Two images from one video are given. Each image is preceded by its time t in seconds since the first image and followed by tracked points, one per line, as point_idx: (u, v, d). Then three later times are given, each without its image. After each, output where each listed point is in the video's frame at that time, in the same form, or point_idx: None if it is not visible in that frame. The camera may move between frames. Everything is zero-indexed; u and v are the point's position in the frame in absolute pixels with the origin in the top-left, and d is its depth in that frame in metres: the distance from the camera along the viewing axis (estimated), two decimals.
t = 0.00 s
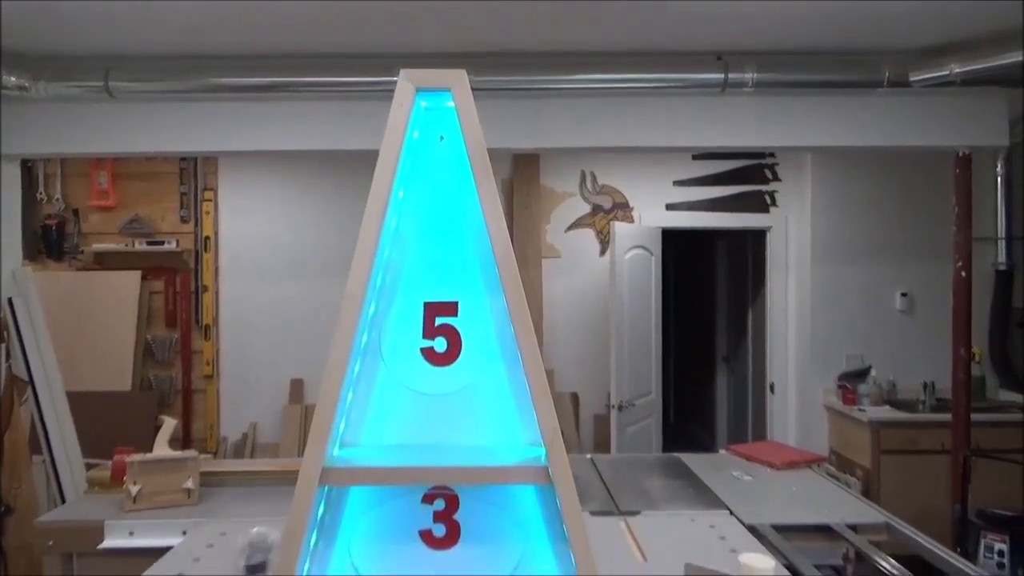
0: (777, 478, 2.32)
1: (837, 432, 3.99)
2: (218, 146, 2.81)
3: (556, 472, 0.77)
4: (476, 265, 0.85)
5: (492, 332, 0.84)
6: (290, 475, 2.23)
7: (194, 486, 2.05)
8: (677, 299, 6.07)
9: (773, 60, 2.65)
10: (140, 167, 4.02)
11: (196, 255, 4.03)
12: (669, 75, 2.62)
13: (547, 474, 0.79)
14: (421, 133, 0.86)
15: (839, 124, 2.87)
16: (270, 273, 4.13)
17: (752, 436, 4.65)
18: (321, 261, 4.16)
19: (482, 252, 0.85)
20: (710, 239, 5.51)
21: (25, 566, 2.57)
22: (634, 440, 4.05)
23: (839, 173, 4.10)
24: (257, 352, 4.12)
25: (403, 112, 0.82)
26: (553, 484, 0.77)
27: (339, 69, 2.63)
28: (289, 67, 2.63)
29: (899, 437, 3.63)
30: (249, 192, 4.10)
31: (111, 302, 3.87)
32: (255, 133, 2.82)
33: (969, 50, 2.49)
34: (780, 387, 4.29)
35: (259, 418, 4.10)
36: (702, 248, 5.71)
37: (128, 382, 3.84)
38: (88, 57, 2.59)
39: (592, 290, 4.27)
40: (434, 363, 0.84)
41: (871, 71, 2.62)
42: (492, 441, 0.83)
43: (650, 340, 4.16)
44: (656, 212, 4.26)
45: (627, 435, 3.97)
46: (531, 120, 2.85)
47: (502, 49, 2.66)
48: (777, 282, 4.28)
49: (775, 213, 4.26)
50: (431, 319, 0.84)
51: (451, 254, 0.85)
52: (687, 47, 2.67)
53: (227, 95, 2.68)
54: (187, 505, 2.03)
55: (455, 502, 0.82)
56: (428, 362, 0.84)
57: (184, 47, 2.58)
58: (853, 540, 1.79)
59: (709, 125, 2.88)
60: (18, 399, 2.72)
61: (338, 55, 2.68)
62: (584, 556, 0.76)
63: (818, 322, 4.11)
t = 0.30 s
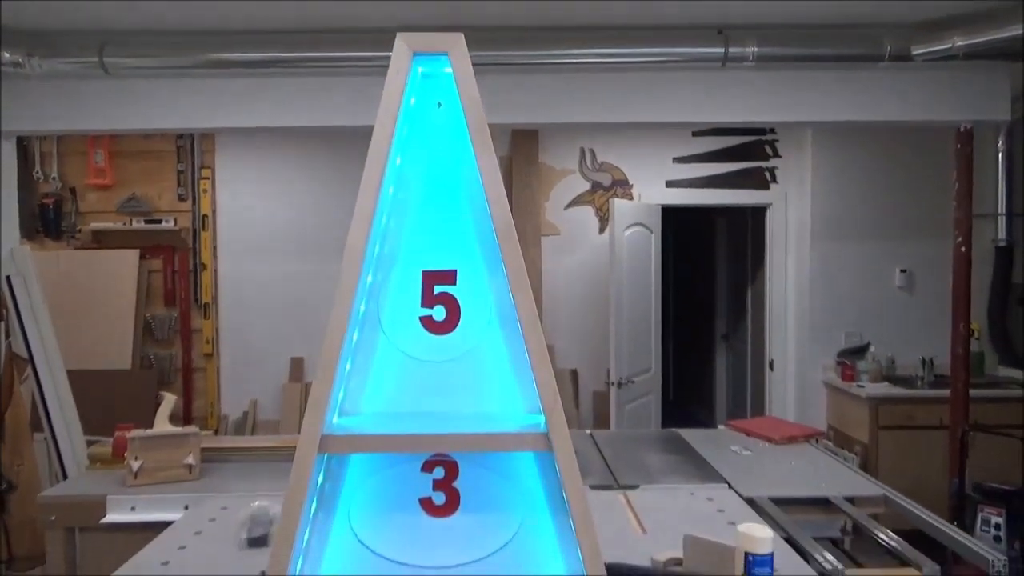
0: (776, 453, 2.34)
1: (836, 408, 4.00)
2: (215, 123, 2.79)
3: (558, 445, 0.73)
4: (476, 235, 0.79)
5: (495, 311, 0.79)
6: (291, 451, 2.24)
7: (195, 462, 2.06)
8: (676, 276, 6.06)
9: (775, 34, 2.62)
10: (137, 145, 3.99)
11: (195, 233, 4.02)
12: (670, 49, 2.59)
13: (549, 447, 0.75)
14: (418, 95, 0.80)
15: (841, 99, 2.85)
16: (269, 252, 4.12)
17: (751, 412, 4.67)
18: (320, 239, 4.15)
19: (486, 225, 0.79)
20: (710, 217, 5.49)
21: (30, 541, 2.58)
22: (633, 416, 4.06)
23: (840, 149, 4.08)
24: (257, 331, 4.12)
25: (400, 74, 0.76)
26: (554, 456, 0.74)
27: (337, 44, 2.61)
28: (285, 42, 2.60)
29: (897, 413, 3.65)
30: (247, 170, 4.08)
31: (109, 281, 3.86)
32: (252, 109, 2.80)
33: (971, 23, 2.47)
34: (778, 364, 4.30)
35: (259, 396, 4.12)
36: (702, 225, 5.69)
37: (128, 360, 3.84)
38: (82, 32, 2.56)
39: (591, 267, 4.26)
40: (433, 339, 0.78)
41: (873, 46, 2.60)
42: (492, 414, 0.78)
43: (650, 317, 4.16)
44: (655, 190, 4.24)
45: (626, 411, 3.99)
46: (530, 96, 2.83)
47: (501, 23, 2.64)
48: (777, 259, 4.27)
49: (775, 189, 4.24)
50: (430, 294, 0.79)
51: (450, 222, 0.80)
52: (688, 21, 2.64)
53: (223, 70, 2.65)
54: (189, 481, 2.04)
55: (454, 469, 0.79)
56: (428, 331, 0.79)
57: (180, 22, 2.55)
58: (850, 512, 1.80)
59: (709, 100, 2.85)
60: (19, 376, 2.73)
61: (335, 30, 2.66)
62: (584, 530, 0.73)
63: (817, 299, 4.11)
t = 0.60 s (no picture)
0: (774, 427, 2.34)
1: (833, 384, 4.02)
2: (212, 98, 2.76)
3: (558, 414, 0.73)
4: (475, 199, 0.79)
5: (493, 278, 0.78)
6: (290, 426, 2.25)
7: (195, 436, 2.06)
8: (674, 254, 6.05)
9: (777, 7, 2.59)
10: (132, 121, 3.96)
11: (191, 211, 4.01)
12: (670, 23, 2.56)
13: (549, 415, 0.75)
14: (416, 59, 0.79)
15: (843, 73, 2.83)
16: (266, 229, 4.10)
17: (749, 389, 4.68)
18: (318, 217, 4.13)
19: (485, 191, 0.78)
20: (709, 195, 5.47)
21: (30, 517, 2.56)
22: (632, 393, 4.07)
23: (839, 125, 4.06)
24: (255, 308, 4.12)
25: (398, 37, 0.74)
26: (555, 424, 0.73)
27: (333, 18, 2.58)
28: (282, 16, 2.57)
29: (894, 389, 3.66)
30: (243, 147, 4.06)
31: (106, 259, 3.84)
32: (249, 84, 2.77)
33: None
34: (776, 340, 4.31)
35: (258, 374, 4.13)
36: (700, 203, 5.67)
37: (127, 338, 3.85)
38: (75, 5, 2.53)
39: (590, 244, 4.25)
40: (432, 303, 0.78)
41: (875, 19, 2.56)
42: (493, 382, 0.78)
43: (649, 294, 4.16)
44: (654, 166, 4.22)
45: (625, 388, 4.00)
46: (529, 70, 2.80)
47: None
48: (776, 234, 4.25)
49: (774, 165, 4.23)
50: (429, 259, 0.78)
51: (448, 188, 0.79)
52: None
53: (218, 44, 2.62)
54: (189, 456, 2.05)
55: (454, 437, 0.78)
56: (427, 300, 0.78)
57: None
58: (846, 484, 1.81)
59: (710, 74, 2.83)
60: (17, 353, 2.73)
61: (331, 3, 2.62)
62: (585, 499, 0.73)
63: (815, 275, 4.12)
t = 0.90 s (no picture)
0: (772, 406, 2.35)
1: (832, 365, 4.03)
2: (209, 76, 2.74)
3: (559, 385, 0.72)
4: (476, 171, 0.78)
5: (494, 251, 0.78)
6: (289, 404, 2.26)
7: (195, 414, 2.08)
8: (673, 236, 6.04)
9: None
10: (128, 101, 3.93)
11: (189, 191, 3.99)
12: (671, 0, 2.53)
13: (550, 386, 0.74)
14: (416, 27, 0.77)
15: (846, 52, 2.80)
16: (264, 210, 4.09)
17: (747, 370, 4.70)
18: (316, 198, 4.11)
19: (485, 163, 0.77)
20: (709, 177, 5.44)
21: (31, 495, 2.57)
22: (631, 373, 4.08)
23: (840, 106, 4.05)
24: (254, 289, 4.11)
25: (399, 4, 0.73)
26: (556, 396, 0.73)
27: None
28: None
29: (893, 370, 3.67)
30: (240, 127, 4.03)
31: (104, 240, 3.84)
32: (246, 62, 2.74)
33: None
34: (775, 322, 4.31)
35: (257, 354, 4.13)
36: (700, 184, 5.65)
37: (126, 318, 3.84)
38: None
39: (590, 224, 4.24)
40: (432, 274, 0.78)
41: None
42: (494, 354, 0.78)
43: (648, 275, 4.15)
44: (654, 147, 4.20)
45: (624, 368, 4.01)
46: (529, 49, 2.78)
47: None
48: (776, 215, 4.24)
49: (775, 146, 4.20)
50: (429, 231, 0.78)
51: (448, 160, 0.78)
52: None
53: (215, 21, 2.59)
54: (189, 434, 2.06)
55: (455, 408, 0.78)
56: (427, 272, 0.78)
57: None
58: (845, 462, 1.82)
59: (711, 54, 2.81)
60: (17, 333, 2.73)
61: None
62: (586, 469, 0.73)
63: (815, 257, 4.11)
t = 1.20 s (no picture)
0: (770, 381, 2.36)
1: (830, 344, 4.03)
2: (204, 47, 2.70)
3: (562, 347, 0.72)
4: (477, 133, 0.77)
5: (495, 214, 0.77)
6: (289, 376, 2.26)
7: (194, 385, 2.08)
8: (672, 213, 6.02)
9: None
10: (125, 73, 3.89)
11: (187, 165, 3.96)
12: None
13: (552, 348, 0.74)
14: None
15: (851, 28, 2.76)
16: (262, 185, 4.06)
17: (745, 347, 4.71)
18: (314, 172, 4.08)
19: (487, 124, 0.77)
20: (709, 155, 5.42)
21: (31, 467, 2.58)
22: (630, 350, 4.09)
23: (841, 84, 4.03)
24: (253, 264, 4.10)
25: None
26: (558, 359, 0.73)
27: None
28: None
29: (891, 348, 3.68)
30: (238, 101, 4.00)
31: (103, 214, 3.83)
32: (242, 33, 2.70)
33: None
34: (774, 300, 4.32)
35: (256, 329, 4.13)
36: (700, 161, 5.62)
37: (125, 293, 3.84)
38: None
39: (590, 201, 4.22)
40: (433, 236, 0.78)
41: None
42: (495, 317, 0.78)
43: (647, 253, 4.15)
44: (655, 124, 4.18)
45: (623, 345, 4.01)
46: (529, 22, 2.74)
47: None
48: (776, 193, 4.23)
49: (776, 124, 4.18)
50: (430, 192, 0.77)
51: (449, 121, 0.77)
52: None
53: None
54: (188, 405, 2.06)
55: (455, 371, 0.78)
56: (428, 234, 0.78)
57: None
58: (843, 436, 1.82)
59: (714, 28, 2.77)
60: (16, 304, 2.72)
61: None
62: (587, 431, 0.73)
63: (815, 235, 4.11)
